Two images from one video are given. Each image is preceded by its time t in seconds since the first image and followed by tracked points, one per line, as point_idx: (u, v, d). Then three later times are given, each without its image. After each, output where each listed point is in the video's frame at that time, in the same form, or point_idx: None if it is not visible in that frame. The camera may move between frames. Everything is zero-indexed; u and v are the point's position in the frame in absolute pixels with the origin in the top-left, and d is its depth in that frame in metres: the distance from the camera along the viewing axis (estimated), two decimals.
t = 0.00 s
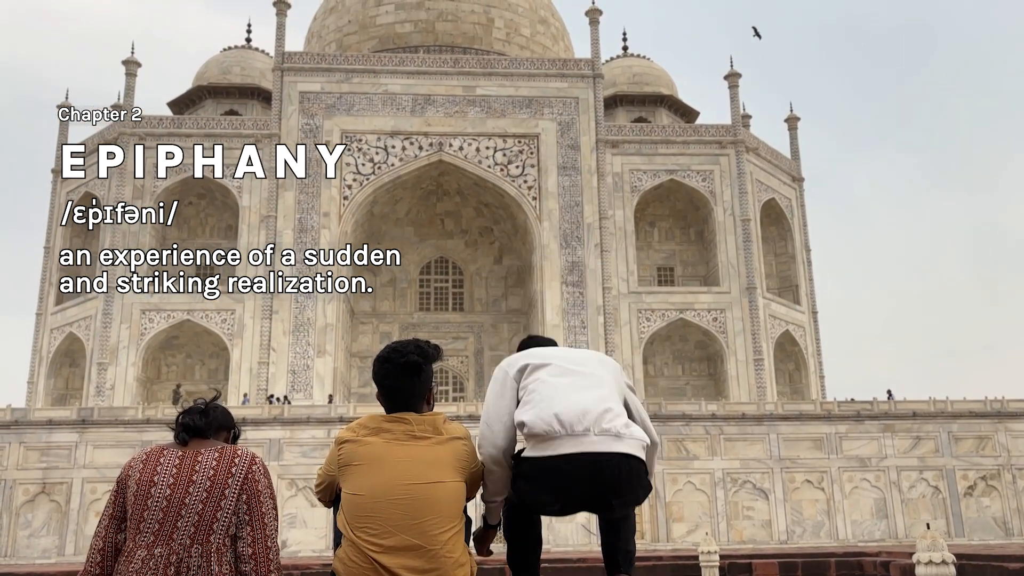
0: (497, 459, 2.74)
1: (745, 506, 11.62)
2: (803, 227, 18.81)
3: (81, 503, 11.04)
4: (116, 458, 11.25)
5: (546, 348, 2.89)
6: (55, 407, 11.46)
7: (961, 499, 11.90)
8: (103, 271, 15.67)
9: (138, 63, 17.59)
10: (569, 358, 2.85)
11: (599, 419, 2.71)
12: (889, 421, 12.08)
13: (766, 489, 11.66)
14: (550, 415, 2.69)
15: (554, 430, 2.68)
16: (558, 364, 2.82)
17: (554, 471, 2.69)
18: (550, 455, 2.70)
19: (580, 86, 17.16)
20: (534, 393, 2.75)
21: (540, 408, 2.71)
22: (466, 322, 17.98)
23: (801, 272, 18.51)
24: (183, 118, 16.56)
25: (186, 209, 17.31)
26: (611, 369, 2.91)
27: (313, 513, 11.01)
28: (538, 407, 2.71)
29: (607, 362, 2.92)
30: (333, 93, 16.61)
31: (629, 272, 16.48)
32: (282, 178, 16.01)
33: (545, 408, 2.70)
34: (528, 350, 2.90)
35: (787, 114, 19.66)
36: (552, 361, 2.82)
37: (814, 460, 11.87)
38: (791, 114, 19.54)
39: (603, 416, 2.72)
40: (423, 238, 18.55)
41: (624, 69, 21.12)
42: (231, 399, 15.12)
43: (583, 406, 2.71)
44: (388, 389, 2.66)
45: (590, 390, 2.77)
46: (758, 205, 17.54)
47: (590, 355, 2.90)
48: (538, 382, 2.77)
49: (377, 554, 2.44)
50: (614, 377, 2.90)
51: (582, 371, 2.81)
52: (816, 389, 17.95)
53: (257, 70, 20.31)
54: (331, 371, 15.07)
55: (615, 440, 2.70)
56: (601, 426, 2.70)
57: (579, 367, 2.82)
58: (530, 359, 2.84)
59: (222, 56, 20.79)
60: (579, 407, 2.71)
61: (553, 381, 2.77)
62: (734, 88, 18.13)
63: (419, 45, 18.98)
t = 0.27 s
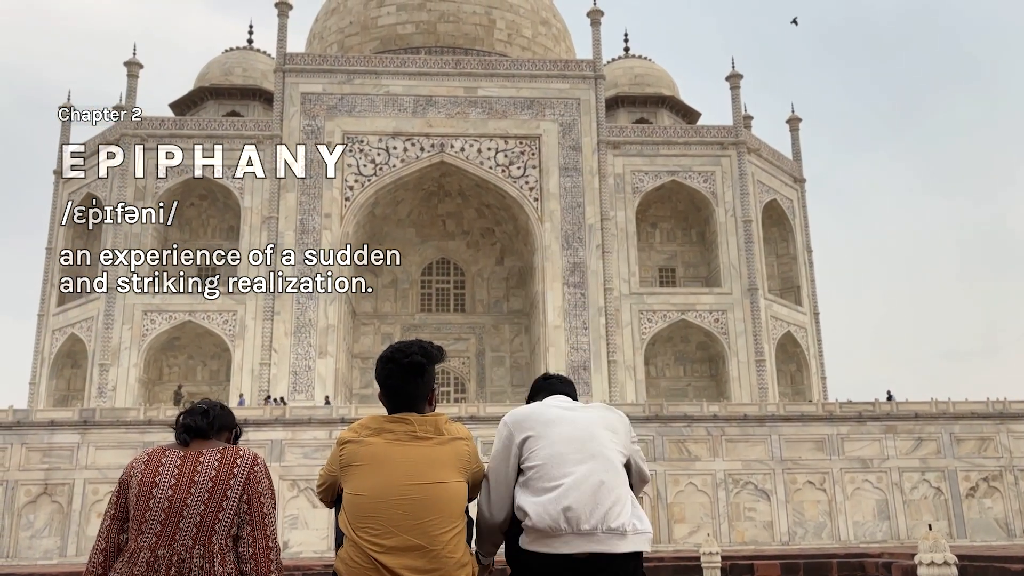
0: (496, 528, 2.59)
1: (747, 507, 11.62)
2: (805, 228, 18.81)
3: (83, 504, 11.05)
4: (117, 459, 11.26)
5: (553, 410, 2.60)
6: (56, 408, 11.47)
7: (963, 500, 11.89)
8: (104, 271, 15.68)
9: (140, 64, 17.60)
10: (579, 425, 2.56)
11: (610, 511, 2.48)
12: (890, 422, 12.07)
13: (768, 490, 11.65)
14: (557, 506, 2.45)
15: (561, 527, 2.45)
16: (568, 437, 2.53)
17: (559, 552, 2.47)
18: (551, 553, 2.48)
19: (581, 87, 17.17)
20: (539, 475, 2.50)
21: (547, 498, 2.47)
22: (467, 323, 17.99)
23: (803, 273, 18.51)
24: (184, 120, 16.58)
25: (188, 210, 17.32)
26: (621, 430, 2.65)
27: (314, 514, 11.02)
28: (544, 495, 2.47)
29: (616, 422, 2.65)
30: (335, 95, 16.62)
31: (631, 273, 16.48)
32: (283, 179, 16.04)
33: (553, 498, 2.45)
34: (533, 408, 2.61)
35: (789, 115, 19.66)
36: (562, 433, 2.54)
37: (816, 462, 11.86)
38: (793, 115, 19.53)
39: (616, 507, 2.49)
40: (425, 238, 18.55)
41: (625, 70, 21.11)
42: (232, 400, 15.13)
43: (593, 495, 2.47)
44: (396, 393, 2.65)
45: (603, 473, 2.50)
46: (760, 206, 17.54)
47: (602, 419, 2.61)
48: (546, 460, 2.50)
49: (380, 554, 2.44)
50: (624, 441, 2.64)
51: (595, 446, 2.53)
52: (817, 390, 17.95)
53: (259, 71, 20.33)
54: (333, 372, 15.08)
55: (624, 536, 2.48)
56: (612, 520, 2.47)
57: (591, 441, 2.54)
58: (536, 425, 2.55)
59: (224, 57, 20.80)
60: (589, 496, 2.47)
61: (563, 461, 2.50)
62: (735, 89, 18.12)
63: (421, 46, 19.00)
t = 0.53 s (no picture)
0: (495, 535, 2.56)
1: (748, 508, 11.62)
2: (807, 228, 18.80)
3: (85, 504, 11.06)
4: (119, 459, 11.26)
5: (559, 421, 2.54)
6: (58, 409, 11.48)
7: (965, 501, 11.88)
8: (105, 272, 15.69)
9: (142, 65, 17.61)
10: (585, 447, 2.52)
11: (612, 538, 2.49)
12: (892, 423, 12.06)
13: (770, 491, 11.64)
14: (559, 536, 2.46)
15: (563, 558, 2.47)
16: (572, 462, 2.50)
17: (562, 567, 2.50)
18: None
19: (583, 87, 17.17)
20: (541, 498, 2.49)
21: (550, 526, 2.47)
22: (469, 323, 17.99)
23: (805, 273, 18.49)
24: (186, 120, 16.60)
25: (190, 211, 17.33)
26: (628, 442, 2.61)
27: (316, 514, 11.02)
28: (547, 522, 2.48)
29: (623, 433, 2.60)
30: (337, 95, 16.63)
31: (633, 274, 16.48)
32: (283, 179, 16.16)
33: (558, 529, 2.46)
34: (538, 416, 2.54)
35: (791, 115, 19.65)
36: (567, 454, 2.50)
37: (818, 462, 11.85)
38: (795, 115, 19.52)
39: (618, 535, 2.50)
40: (426, 239, 18.55)
41: (627, 71, 21.11)
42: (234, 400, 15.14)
43: (595, 524, 2.48)
44: (399, 393, 2.65)
45: (607, 499, 2.50)
46: (761, 206, 17.53)
47: (609, 435, 2.55)
48: (549, 486, 2.48)
49: (381, 554, 2.44)
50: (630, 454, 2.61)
51: (599, 471, 2.50)
52: (819, 391, 17.93)
53: (261, 72, 20.35)
54: (334, 372, 15.08)
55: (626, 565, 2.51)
56: (614, 549, 2.49)
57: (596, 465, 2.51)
58: (540, 443, 2.51)
59: (225, 57, 20.82)
60: (591, 525, 2.48)
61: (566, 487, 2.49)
62: (737, 89, 18.11)
63: (422, 47, 19.00)
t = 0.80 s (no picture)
0: (518, 540, 2.36)
1: (750, 509, 11.60)
2: (809, 229, 18.78)
3: (87, 504, 11.07)
4: (121, 459, 11.27)
5: (551, 440, 2.51)
6: (61, 409, 11.49)
7: (968, 502, 11.86)
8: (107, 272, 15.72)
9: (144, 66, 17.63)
10: (575, 468, 2.51)
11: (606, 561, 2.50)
12: (894, 423, 12.05)
13: (772, 491, 11.63)
14: (552, 560, 2.47)
15: None
16: (564, 485, 2.50)
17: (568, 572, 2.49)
18: None
19: (585, 88, 17.17)
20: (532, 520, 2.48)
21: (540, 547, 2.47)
22: (470, 324, 18.00)
23: (807, 274, 18.48)
24: (188, 121, 16.62)
25: (192, 211, 17.35)
26: (625, 460, 2.57)
27: (318, 514, 11.03)
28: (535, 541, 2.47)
29: (621, 452, 2.57)
30: (339, 96, 16.64)
31: (635, 274, 16.47)
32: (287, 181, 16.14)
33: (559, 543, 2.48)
34: (540, 429, 2.52)
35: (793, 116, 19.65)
36: (555, 477, 2.50)
37: (820, 463, 11.84)
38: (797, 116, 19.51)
39: (618, 551, 2.51)
40: (428, 239, 18.55)
41: (629, 71, 21.11)
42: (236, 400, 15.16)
43: (587, 548, 2.48)
44: (399, 393, 2.66)
45: (597, 524, 2.49)
46: (763, 207, 17.53)
47: (602, 455, 2.53)
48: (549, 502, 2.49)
49: (382, 553, 2.45)
50: (629, 472, 2.57)
51: (589, 494, 2.50)
52: (822, 391, 17.92)
53: (263, 72, 20.37)
54: (336, 372, 15.09)
55: None
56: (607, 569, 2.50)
57: (585, 489, 2.50)
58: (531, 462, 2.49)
59: (228, 58, 20.84)
60: (582, 547, 2.48)
61: (555, 511, 2.50)
62: (740, 90, 18.10)
63: (424, 47, 19.02)
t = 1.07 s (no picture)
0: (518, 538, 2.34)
1: (752, 509, 11.59)
2: (810, 229, 18.78)
3: (89, 503, 11.08)
4: (122, 459, 11.27)
5: (552, 441, 2.52)
6: (62, 408, 11.50)
7: (970, 502, 11.85)
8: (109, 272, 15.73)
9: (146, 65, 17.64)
10: (575, 470, 2.52)
11: (606, 563, 2.50)
12: (896, 424, 12.04)
13: (773, 491, 11.63)
14: (555, 559, 2.47)
15: None
16: (566, 484, 2.50)
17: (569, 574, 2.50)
18: None
19: (587, 88, 17.17)
20: (532, 520, 2.49)
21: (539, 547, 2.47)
22: (472, 324, 18.00)
23: (809, 274, 18.47)
24: (190, 121, 16.64)
25: (194, 211, 17.36)
26: (627, 462, 2.56)
27: (320, 514, 11.03)
28: (535, 540, 2.47)
29: (623, 454, 2.56)
30: (341, 96, 16.65)
31: (636, 275, 16.47)
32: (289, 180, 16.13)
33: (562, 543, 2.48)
34: (542, 430, 2.53)
35: (795, 117, 19.64)
36: (555, 479, 2.50)
37: (822, 464, 11.83)
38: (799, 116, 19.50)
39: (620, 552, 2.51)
40: (430, 239, 18.54)
41: (631, 71, 21.11)
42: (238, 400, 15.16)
43: (587, 549, 2.48)
44: (400, 393, 2.66)
45: (596, 526, 2.49)
46: (765, 207, 17.52)
47: (604, 456, 2.54)
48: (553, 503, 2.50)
49: (385, 554, 2.45)
50: (632, 474, 2.56)
51: (589, 495, 2.51)
52: (823, 391, 17.91)
53: (265, 72, 20.38)
54: (338, 372, 15.09)
55: None
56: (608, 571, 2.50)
57: (585, 491, 2.51)
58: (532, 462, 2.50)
59: (230, 58, 20.86)
60: (582, 548, 2.48)
61: (557, 513, 2.50)
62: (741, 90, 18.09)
63: (426, 47, 19.03)
